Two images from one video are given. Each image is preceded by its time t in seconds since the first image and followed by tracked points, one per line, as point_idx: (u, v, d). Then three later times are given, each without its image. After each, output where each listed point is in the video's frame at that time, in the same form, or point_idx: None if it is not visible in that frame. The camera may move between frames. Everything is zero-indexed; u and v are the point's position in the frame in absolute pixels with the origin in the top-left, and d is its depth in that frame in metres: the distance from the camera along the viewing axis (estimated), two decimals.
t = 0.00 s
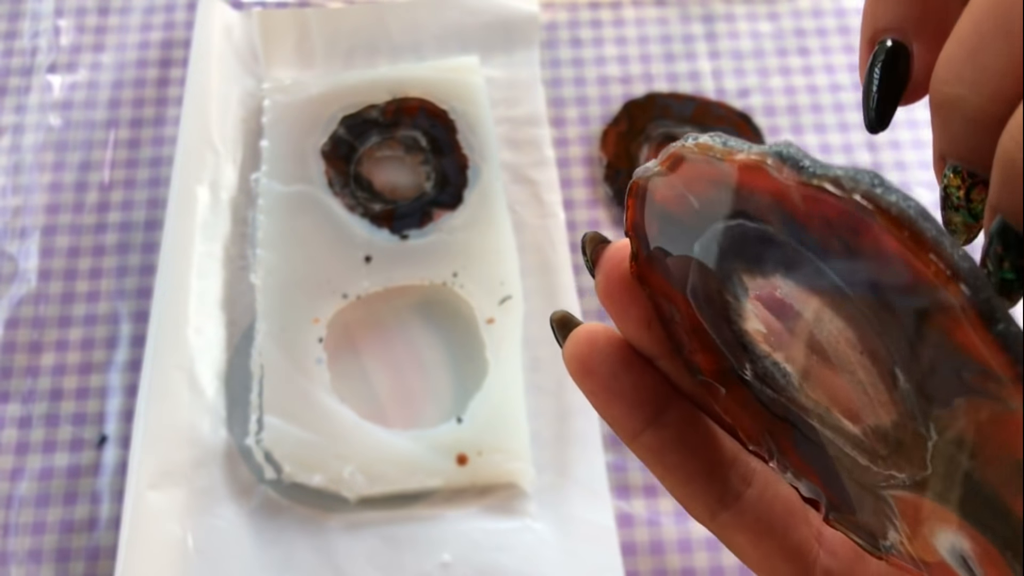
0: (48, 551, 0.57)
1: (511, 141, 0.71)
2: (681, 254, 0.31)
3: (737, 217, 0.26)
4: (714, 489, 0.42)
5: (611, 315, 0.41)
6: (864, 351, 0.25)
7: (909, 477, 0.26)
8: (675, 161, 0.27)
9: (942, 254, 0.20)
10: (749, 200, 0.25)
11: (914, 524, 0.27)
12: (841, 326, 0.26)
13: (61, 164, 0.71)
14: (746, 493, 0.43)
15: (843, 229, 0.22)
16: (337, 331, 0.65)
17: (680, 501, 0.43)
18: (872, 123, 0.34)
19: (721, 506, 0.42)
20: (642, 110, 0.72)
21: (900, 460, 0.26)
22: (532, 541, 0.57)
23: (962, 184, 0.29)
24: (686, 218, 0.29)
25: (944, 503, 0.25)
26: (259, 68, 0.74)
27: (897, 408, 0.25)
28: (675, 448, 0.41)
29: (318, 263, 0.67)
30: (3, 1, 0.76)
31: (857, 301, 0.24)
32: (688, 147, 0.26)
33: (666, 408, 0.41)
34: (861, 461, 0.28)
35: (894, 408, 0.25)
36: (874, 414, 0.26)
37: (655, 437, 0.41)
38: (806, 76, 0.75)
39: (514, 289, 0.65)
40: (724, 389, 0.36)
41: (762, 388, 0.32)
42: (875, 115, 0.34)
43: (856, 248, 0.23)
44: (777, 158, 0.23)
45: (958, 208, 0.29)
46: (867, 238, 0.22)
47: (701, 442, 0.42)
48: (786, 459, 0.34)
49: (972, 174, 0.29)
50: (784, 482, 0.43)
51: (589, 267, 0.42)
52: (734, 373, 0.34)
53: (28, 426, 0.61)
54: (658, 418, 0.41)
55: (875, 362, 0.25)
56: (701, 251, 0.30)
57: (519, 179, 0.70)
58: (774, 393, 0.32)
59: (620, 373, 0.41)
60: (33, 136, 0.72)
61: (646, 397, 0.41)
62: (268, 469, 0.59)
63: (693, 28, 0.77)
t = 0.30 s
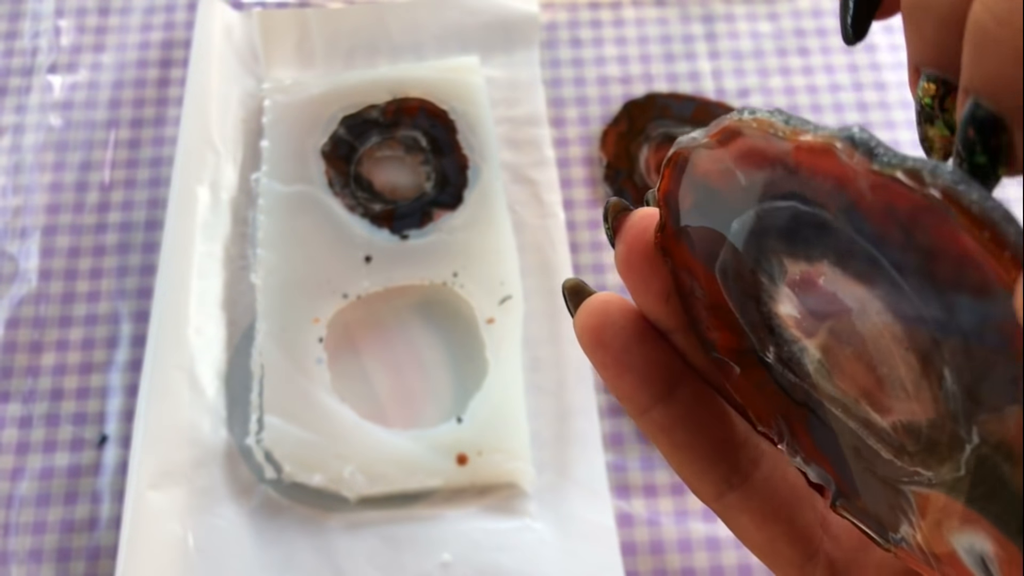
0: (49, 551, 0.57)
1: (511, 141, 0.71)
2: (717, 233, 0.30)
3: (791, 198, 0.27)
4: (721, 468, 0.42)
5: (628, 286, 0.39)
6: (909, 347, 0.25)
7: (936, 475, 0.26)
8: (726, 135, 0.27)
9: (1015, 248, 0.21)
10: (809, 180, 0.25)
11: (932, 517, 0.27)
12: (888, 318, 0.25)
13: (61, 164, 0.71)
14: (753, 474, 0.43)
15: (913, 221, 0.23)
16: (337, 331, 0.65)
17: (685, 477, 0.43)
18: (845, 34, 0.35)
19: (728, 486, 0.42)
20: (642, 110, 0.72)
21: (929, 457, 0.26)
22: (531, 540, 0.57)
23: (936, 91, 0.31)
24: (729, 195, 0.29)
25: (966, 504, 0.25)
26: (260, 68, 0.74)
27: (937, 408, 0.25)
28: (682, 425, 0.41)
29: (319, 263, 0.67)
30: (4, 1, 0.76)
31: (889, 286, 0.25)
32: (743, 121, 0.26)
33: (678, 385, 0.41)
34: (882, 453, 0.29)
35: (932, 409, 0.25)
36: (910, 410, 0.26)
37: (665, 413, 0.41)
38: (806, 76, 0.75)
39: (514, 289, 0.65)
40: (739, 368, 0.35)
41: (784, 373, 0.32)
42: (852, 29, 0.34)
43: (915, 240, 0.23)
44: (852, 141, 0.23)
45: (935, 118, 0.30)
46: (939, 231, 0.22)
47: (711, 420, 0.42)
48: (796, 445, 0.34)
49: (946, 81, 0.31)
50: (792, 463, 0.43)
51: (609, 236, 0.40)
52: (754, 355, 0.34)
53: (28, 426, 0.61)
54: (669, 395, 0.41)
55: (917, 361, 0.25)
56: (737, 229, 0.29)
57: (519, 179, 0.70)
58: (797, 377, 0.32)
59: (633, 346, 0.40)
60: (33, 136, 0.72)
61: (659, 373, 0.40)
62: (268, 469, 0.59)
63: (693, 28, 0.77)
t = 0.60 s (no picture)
0: (49, 551, 0.57)
1: (511, 141, 0.71)
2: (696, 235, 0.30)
3: (768, 194, 0.27)
4: (699, 472, 0.42)
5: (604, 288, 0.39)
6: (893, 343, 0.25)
7: (918, 472, 0.26)
8: (710, 127, 0.27)
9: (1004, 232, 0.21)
10: (791, 176, 0.25)
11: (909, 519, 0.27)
12: (872, 316, 0.26)
13: (61, 164, 0.71)
14: (730, 478, 0.42)
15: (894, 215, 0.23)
16: (337, 330, 0.65)
17: (662, 482, 0.43)
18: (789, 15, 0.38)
19: (703, 490, 0.42)
20: (642, 110, 0.72)
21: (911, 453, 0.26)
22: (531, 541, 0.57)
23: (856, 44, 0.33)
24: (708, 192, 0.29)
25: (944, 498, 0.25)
26: (260, 68, 0.74)
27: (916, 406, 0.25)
28: (659, 429, 0.41)
29: (318, 262, 0.67)
30: (4, 2, 0.76)
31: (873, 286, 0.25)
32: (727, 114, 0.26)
33: (654, 388, 0.41)
34: (863, 452, 0.29)
35: (915, 407, 0.25)
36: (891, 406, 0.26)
37: (641, 417, 0.41)
38: (806, 76, 0.75)
39: (514, 289, 0.65)
40: (712, 370, 0.35)
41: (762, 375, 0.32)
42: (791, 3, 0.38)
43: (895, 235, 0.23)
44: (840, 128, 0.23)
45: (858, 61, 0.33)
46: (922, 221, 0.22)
47: (688, 425, 0.41)
48: (772, 445, 0.34)
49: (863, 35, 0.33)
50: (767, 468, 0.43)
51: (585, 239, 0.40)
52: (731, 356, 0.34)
53: (29, 426, 0.61)
54: (645, 398, 0.41)
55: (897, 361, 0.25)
56: (716, 226, 0.29)
57: (519, 179, 0.70)
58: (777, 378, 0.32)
59: (609, 347, 0.40)
60: (34, 136, 0.72)
61: (636, 375, 0.40)
62: (268, 469, 0.60)
63: (693, 28, 0.77)
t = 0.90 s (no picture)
0: (49, 551, 0.57)
1: (511, 141, 0.71)
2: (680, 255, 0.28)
3: (784, 194, 0.25)
4: (676, 517, 0.39)
5: (569, 323, 0.37)
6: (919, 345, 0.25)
7: (932, 489, 0.25)
8: (717, 128, 0.26)
9: None
10: (814, 169, 0.24)
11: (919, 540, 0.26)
12: (900, 319, 0.25)
13: (61, 164, 0.71)
14: (709, 522, 0.40)
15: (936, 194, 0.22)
16: (337, 331, 0.65)
17: (638, 530, 0.40)
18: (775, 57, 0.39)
19: (681, 536, 0.40)
20: (642, 110, 0.72)
21: (925, 471, 0.25)
22: (531, 540, 0.57)
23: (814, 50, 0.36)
24: (702, 202, 0.27)
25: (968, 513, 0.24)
26: (260, 68, 0.74)
27: (945, 407, 0.25)
28: (631, 474, 0.38)
29: (318, 263, 0.67)
30: (4, 2, 0.76)
31: (900, 279, 0.24)
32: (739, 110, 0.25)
33: (625, 431, 0.38)
34: (864, 477, 0.28)
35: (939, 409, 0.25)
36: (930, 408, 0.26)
37: (612, 462, 0.38)
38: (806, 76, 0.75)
39: (514, 289, 0.65)
40: (685, 409, 0.33)
41: (747, 407, 0.30)
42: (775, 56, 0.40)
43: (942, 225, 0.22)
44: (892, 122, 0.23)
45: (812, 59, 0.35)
46: (970, 199, 0.22)
47: (662, 467, 0.38)
48: (754, 486, 0.32)
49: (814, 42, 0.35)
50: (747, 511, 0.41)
51: (549, 269, 0.39)
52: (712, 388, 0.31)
53: (29, 426, 0.61)
54: (615, 441, 0.38)
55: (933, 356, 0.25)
56: (710, 241, 0.28)
57: (519, 179, 0.70)
58: (766, 406, 0.30)
59: (575, 389, 0.38)
60: (34, 136, 0.72)
61: (604, 418, 0.38)
62: (268, 469, 0.60)
63: (693, 28, 0.77)
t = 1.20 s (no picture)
0: (49, 551, 0.57)
1: (511, 141, 0.71)
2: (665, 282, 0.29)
3: (776, 207, 0.25)
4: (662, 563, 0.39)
5: (545, 369, 0.38)
6: (921, 345, 0.24)
7: (939, 495, 0.25)
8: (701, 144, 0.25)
9: None
10: (805, 178, 0.24)
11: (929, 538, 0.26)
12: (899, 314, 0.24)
13: (61, 164, 0.71)
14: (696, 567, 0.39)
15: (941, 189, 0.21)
16: (337, 331, 0.65)
17: None
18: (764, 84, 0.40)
19: None
20: (642, 110, 0.72)
21: (932, 476, 0.25)
22: (531, 540, 0.57)
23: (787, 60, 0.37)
24: (684, 224, 0.27)
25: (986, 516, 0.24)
26: (260, 68, 0.74)
27: (951, 409, 0.24)
28: (615, 519, 0.39)
29: (318, 263, 0.67)
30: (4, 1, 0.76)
31: (899, 273, 0.24)
32: (724, 126, 0.24)
33: (603, 475, 0.39)
34: (866, 492, 0.28)
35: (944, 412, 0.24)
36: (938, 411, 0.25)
37: (594, 508, 0.39)
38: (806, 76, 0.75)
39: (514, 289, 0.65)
40: (670, 447, 0.35)
41: (737, 433, 0.31)
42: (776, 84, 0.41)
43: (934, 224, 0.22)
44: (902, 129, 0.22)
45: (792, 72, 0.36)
46: (975, 189, 0.21)
47: (646, 511, 0.39)
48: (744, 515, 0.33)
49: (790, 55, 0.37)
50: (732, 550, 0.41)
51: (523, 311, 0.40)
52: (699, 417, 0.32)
53: (28, 426, 0.61)
54: (596, 486, 0.39)
55: (942, 365, 0.24)
56: (696, 264, 0.28)
57: (519, 179, 0.70)
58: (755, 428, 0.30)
59: (552, 436, 0.38)
60: (33, 136, 0.72)
61: (581, 464, 0.38)
62: (268, 469, 0.60)
63: (693, 28, 0.77)
